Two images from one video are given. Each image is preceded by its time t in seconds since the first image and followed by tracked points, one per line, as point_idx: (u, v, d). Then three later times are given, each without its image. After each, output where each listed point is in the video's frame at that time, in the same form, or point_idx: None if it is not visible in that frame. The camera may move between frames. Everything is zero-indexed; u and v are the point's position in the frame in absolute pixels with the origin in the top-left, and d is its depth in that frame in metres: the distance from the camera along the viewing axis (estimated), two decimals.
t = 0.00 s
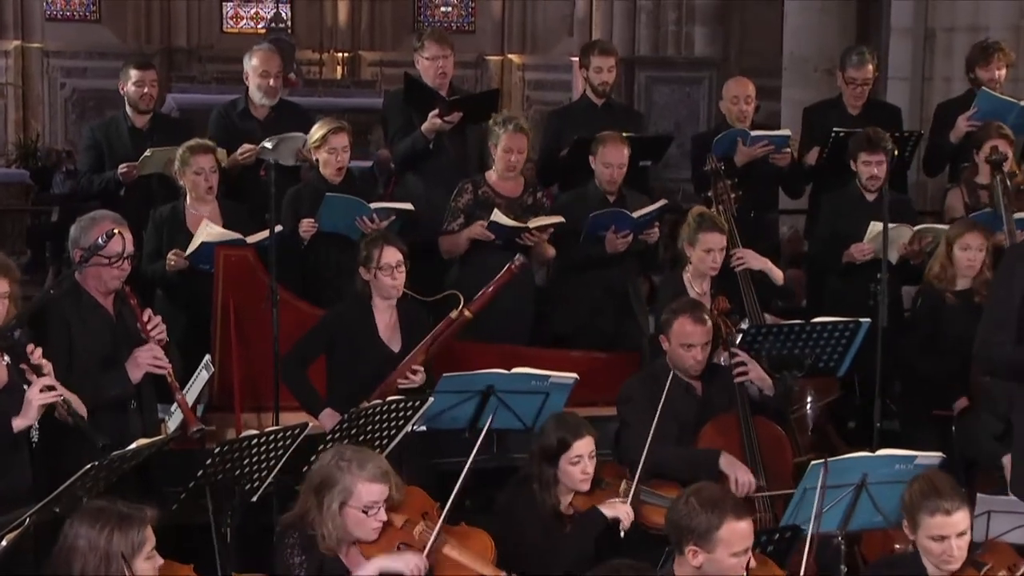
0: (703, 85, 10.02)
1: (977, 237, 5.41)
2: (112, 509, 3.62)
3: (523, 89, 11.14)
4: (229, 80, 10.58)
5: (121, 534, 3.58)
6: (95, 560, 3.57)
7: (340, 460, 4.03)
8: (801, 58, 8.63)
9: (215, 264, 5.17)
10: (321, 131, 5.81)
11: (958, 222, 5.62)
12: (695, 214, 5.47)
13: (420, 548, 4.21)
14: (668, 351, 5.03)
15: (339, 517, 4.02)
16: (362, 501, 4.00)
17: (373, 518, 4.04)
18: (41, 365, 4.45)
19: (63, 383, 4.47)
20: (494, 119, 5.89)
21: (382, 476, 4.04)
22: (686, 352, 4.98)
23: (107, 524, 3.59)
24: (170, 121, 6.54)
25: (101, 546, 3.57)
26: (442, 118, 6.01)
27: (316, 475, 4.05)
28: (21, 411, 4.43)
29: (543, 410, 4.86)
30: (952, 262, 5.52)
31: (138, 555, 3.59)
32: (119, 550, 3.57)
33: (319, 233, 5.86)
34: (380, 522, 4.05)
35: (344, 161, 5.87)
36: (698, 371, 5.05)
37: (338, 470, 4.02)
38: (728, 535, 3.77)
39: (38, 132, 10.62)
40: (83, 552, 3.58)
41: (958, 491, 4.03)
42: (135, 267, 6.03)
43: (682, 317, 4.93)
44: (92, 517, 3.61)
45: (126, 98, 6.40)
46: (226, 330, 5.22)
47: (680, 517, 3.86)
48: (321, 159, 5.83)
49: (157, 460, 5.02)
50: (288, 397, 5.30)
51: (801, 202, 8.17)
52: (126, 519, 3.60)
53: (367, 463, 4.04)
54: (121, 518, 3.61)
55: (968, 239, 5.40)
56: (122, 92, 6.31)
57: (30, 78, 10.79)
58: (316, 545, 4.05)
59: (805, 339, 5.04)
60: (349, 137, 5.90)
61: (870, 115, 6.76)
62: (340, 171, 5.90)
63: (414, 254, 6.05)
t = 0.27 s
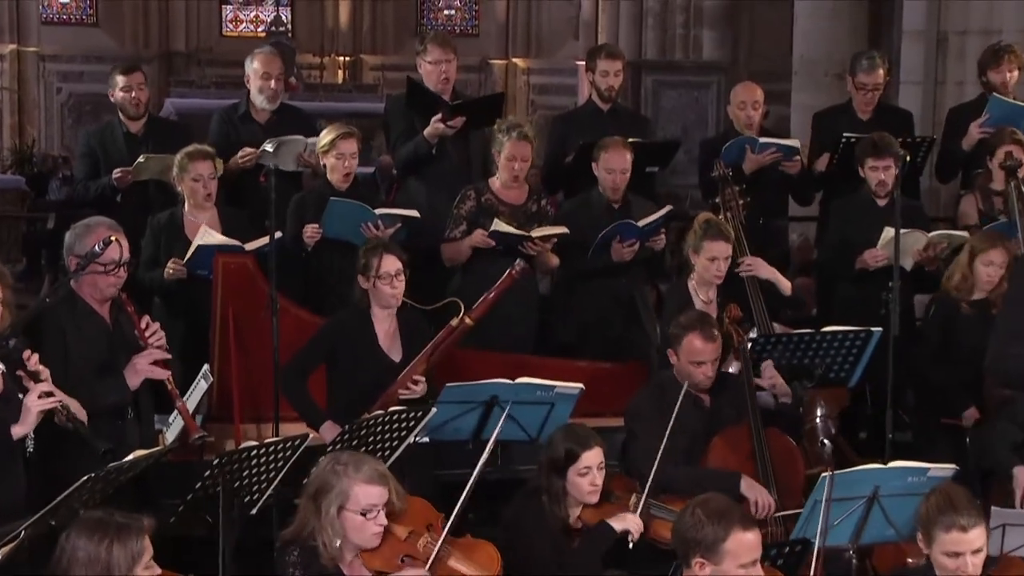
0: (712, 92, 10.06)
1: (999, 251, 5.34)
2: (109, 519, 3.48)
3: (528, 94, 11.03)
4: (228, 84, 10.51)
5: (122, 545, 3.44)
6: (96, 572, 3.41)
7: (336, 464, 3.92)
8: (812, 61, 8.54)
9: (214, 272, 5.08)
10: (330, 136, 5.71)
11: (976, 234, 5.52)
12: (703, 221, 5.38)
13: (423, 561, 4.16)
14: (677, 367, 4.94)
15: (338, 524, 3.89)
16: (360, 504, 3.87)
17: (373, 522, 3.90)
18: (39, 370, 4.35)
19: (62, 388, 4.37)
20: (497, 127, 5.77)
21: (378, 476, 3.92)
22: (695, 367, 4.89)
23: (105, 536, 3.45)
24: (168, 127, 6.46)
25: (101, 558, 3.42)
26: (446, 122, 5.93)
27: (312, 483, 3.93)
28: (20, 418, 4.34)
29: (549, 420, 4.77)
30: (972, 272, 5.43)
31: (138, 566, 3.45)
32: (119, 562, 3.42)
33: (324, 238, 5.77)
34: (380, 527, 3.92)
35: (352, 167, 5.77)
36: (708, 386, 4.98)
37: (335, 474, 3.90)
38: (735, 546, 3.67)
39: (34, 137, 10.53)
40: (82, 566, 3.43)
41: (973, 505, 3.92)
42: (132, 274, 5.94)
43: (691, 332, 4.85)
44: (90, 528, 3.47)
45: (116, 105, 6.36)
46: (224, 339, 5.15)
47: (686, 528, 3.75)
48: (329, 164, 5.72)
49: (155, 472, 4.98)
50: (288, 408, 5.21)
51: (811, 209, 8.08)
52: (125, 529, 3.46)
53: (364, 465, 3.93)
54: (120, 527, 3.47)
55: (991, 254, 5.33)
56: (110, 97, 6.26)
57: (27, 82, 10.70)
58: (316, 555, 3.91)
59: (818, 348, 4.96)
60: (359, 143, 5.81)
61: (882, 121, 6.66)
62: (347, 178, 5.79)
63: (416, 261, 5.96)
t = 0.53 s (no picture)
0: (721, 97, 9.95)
1: (1011, 255, 5.24)
2: (101, 532, 3.38)
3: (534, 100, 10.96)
4: (228, 89, 10.44)
5: (113, 558, 3.34)
6: None
7: (341, 477, 3.83)
8: (824, 64, 8.45)
9: (214, 281, 5.00)
10: (346, 141, 5.66)
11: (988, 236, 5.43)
12: (705, 225, 5.30)
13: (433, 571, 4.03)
14: (685, 376, 4.87)
15: (341, 539, 3.80)
16: (363, 520, 3.79)
17: (376, 539, 3.82)
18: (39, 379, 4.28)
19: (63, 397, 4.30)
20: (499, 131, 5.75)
21: (386, 493, 3.83)
22: (705, 377, 4.82)
23: (97, 550, 3.35)
24: (167, 134, 6.38)
25: (91, 571, 3.32)
26: (451, 126, 5.84)
27: (317, 495, 3.83)
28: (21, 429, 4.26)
29: (555, 431, 4.67)
30: (986, 282, 5.33)
31: None
32: None
33: (334, 246, 5.68)
34: (384, 544, 3.83)
35: (367, 174, 5.69)
36: (716, 395, 4.92)
37: (340, 487, 3.80)
38: (739, 556, 3.57)
39: (31, 144, 10.45)
40: None
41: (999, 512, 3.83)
42: (129, 282, 5.86)
43: (701, 342, 4.77)
44: (81, 542, 3.37)
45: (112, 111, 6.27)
46: (223, 348, 5.07)
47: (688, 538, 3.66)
48: (343, 170, 5.67)
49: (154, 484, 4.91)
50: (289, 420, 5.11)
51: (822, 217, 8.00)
52: (117, 543, 3.36)
53: (370, 479, 3.84)
54: (112, 541, 3.36)
55: (1003, 258, 5.23)
56: (106, 102, 6.17)
57: (24, 88, 10.66)
58: (316, 568, 3.80)
59: (829, 358, 4.90)
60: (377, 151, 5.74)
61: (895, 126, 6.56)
62: (362, 185, 5.72)
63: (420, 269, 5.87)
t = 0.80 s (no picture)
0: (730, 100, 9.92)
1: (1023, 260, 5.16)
2: (107, 547, 3.24)
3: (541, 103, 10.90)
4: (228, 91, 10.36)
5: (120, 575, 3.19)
6: None
7: (344, 482, 3.73)
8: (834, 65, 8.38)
9: (215, 286, 4.93)
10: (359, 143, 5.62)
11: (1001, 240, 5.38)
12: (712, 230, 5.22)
13: None
14: (694, 378, 4.82)
15: (345, 545, 3.70)
16: (368, 525, 3.69)
17: (381, 543, 3.72)
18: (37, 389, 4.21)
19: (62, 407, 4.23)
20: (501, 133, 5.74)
21: (389, 496, 3.74)
22: (713, 378, 4.77)
23: (103, 566, 3.20)
24: (167, 138, 6.31)
25: None
26: (456, 130, 5.77)
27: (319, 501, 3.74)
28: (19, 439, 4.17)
29: (562, 438, 4.59)
30: (997, 288, 5.26)
31: None
32: None
33: (344, 254, 5.58)
34: (389, 548, 3.74)
35: (378, 176, 5.61)
36: (722, 399, 4.86)
37: (343, 492, 3.71)
38: (744, 562, 3.48)
39: (28, 147, 10.37)
40: None
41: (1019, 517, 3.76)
42: (128, 288, 5.78)
43: (709, 340, 4.72)
44: (87, 558, 3.22)
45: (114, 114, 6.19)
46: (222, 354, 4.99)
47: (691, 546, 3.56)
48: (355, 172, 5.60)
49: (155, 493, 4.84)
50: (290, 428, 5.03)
51: (832, 221, 7.93)
52: (124, 559, 3.22)
53: (373, 483, 3.75)
54: (119, 557, 3.22)
55: (1013, 263, 5.15)
56: (108, 105, 6.11)
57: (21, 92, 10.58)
58: None
59: (840, 364, 4.82)
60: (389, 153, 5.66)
61: (908, 128, 6.49)
62: (374, 189, 5.63)
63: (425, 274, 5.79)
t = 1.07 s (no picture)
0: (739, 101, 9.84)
1: None
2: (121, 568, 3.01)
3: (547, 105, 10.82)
4: (229, 93, 10.27)
5: None
6: None
7: (344, 497, 3.63)
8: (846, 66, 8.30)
9: (215, 293, 4.88)
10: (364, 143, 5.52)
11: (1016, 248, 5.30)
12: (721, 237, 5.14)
13: None
14: (702, 385, 4.73)
15: (345, 562, 3.61)
16: (370, 541, 3.60)
17: (383, 559, 3.63)
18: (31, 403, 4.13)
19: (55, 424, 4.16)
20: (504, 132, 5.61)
21: (390, 511, 3.65)
22: (722, 383, 4.68)
23: None
24: (167, 140, 6.23)
25: None
26: (460, 130, 5.66)
27: (319, 515, 3.65)
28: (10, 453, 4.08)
29: (568, 447, 4.50)
30: (1013, 297, 5.20)
31: None
32: None
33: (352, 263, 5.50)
34: (390, 565, 3.65)
35: (385, 176, 5.51)
36: (731, 406, 4.76)
37: (343, 508, 3.62)
38: (750, 570, 3.35)
39: (25, 149, 10.27)
40: None
41: None
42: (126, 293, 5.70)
43: (714, 346, 4.64)
44: None
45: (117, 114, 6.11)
46: (223, 361, 4.91)
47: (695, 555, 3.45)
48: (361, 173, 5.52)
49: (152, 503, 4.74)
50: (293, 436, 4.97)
51: (843, 226, 7.85)
52: None
53: (375, 498, 3.65)
54: None
55: None
56: (118, 108, 6.03)
57: (17, 94, 10.45)
58: None
59: (851, 371, 4.73)
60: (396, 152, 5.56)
61: (920, 130, 6.39)
62: (381, 190, 5.54)
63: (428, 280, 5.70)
